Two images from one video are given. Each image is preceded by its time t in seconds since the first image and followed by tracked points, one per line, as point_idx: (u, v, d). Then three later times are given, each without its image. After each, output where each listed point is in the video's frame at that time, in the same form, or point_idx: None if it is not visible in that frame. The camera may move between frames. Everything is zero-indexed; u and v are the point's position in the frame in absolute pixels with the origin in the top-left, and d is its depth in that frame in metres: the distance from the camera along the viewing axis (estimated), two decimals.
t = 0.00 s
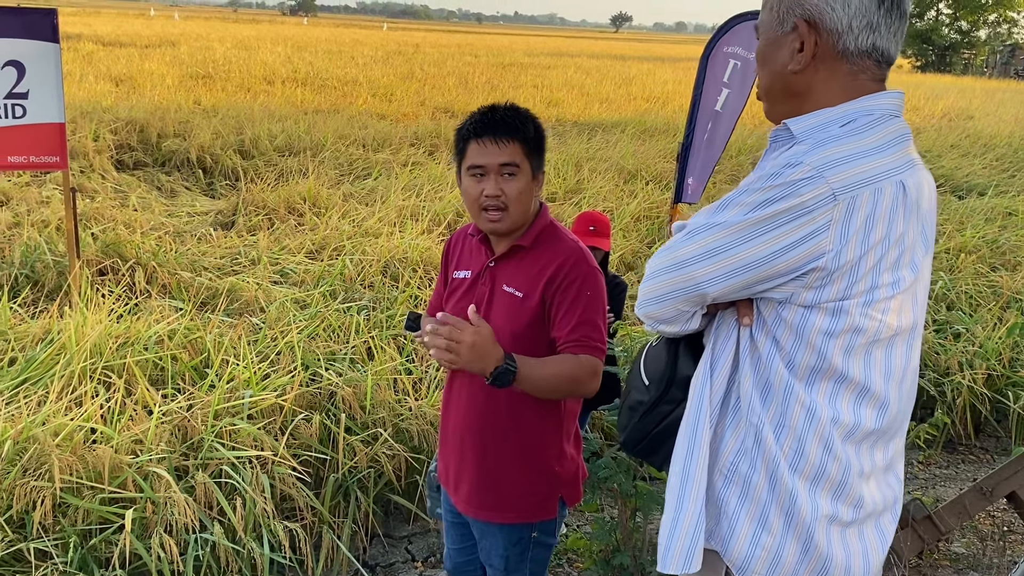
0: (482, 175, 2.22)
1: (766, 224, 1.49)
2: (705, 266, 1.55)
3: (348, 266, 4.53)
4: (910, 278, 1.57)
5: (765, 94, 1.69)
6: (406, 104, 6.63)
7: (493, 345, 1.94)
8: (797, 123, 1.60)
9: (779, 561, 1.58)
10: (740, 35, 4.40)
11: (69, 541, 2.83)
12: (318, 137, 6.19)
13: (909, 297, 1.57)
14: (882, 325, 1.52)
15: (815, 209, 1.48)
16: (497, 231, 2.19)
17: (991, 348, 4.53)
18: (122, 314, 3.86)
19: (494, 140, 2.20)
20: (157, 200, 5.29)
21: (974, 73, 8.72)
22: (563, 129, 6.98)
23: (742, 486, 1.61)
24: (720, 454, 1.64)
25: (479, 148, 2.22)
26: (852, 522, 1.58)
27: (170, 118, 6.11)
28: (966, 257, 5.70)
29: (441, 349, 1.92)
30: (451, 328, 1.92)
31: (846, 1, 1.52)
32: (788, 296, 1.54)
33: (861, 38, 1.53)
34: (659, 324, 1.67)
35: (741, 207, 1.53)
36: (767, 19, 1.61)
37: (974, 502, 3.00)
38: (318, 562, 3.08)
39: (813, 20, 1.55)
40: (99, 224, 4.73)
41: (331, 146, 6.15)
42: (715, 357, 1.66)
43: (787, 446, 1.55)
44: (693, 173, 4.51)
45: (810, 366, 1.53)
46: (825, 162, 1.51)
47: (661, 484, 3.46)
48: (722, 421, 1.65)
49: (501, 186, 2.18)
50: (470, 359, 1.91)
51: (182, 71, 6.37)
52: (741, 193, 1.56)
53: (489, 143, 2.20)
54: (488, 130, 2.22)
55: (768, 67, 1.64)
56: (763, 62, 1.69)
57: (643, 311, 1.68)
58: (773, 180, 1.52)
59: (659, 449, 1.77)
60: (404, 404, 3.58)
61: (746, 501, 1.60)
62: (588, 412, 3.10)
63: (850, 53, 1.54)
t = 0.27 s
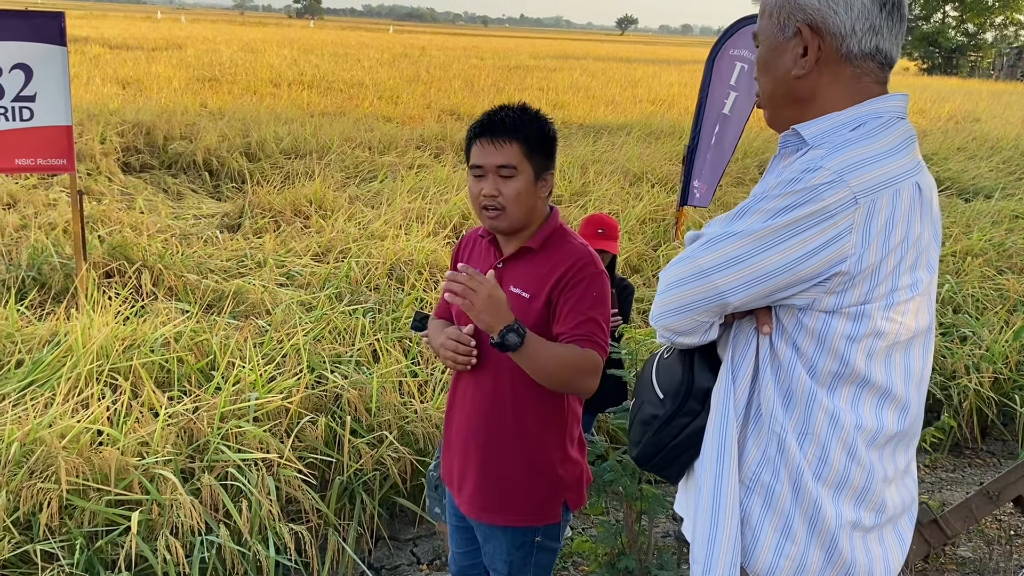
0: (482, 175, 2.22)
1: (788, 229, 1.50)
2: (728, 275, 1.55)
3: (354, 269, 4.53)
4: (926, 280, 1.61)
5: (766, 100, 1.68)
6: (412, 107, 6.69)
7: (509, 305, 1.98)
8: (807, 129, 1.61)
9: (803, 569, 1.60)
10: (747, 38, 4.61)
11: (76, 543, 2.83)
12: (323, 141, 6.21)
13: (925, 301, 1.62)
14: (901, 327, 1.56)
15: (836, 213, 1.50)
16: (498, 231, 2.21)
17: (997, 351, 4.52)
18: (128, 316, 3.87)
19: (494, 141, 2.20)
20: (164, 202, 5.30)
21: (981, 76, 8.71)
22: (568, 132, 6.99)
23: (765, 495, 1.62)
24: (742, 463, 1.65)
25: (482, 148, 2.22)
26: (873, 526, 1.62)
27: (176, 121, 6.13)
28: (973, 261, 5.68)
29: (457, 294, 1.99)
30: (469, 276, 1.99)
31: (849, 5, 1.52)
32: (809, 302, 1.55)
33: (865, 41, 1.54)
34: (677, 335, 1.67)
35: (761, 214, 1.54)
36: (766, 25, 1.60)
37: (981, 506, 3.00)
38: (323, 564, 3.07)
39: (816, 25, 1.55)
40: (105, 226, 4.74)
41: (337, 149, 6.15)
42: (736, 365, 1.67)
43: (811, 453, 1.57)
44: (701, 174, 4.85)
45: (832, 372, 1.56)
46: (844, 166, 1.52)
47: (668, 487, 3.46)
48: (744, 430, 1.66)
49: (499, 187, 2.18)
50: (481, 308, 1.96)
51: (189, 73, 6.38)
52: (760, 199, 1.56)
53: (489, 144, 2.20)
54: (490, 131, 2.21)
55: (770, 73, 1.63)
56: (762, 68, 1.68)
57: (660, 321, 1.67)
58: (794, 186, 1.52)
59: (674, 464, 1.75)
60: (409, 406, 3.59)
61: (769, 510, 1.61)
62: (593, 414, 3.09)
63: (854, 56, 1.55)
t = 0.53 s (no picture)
0: (501, 176, 2.25)
1: (801, 236, 1.50)
2: (740, 282, 1.54)
3: (362, 272, 4.53)
4: (938, 287, 1.61)
5: (781, 102, 1.68)
6: (420, 110, 6.66)
7: (519, 352, 1.89)
8: (820, 133, 1.61)
9: None
10: (756, 42, 4.65)
11: (85, 544, 2.84)
12: (332, 144, 6.24)
13: (938, 307, 1.62)
14: (914, 334, 1.56)
15: (850, 220, 1.49)
16: (516, 232, 2.21)
17: (1007, 355, 4.51)
18: (137, 318, 3.88)
19: (513, 141, 2.25)
20: (173, 205, 5.31)
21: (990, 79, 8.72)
22: (577, 135, 7.00)
23: (776, 502, 1.61)
24: (753, 471, 1.65)
25: (500, 150, 2.26)
26: (885, 535, 1.62)
27: (185, 124, 6.18)
28: (983, 264, 5.66)
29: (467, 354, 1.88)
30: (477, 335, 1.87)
31: (867, 8, 1.52)
32: (821, 309, 1.55)
33: (883, 44, 1.54)
34: (687, 341, 1.67)
35: (773, 221, 1.53)
36: (782, 27, 1.61)
37: (990, 510, 2.99)
38: (331, 567, 3.07)
39: (833, 26, 1.55)
40: (115, 229, 4.76)
41: (346, 151, 6.18)
42: (747, 372, 1.66)
43: (822, 460, 1.56)
44: (710, 178, 4.92)
45: (844, 379, 1.55)
46: (858, 173, 1.52)
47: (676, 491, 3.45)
48: (754, 437, 1.65)
49: (520, 186, 2.21)
50: (494, 363, 1.86)
51: (198, 77, 6.37)
52: (773, 206, 1.56)
53: (508, 144, 2.25)
54: (508, 132, 2.26)
55: (785, 75, 1.63)
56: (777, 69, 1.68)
57: (671, 327, 1.66)
58: (807, 193, 1.52)
59: (684, 469, 1.75)
60: (417, 409, 3.59)
61: (780, 518, 1.61)
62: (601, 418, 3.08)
63: (871, 59, 1.55)
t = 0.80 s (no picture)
0: (521, 180, 2.26)
1: (818, 242, 1.50)
2: (756, 288, 1.55)
3: (376, 275, 4.56)
4: (959, 293, 1.60)
5: (802, 106, 1.69)
6: (432, 114, 6.68)
7: (547, 352, 1.91)
8: (840, 138, 1.61)
9: None
10: (768, 46, 4.69)
11: (100, 546, 2.85)
12: (345, 147, 6.32)
13: (958, 313, 1.61)
14: (934, 341, 1.55)
15: (867, 226, 1.49)
16: (537, 236, 2.22)
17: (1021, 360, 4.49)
18: (153, 322, 3.91)
19: (533, 145, 2.26)
20: (187, 208, 5.34)
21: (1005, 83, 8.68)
22: (589, 139, 7.02)
23: (793, 510, 1.61)
24: (771, 478, 1.65)
25: (520, 154, 2.27)
26: (905, 544, 1.61)
27: (200, 128, 6.12)
28: (997, 269, 5.64)
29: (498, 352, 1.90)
30: (507, 333, 1.89)
31: (892, 13, 1.52)
32: (839, 315, 1.55)
33: (907, 49, 1.53)
34: (704, 348, 1.67)
35: (790, 226, 1.54)
36: (805, 30, 1.61)
37: (1006, 516, 3.00)
38: (345, 569, 3.08)
39: (857, 31, 1.55)
40: (129, 232, 4.79)
41: (359, 155, 6.30)
42: (765, 378, 1.66)
43: (840, 469, 1.56)
44: (722, 182, 4.97)
45: (863, 387, 1.55)
46: (875, 179, 1.52)
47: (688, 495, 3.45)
48: (772, 444, 1.66)
49: (541, 191, 2.22)
50: (523, 361, 1.88)
51: (212, 81, 6.23)
52: (789, 212, 1.57)
53: (528, 148, 2.26)
54: (528, 136, 2.28)
55: (808, 79, 1.63)
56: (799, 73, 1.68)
57: (688, 334, 1.67)
58: (824, 198, 1.53)
59: (701, 476, 1.76)
60: (430, 412, 3.60)
61: (797, 525, 1.61)
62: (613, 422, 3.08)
63: (894, 64, 1.55)
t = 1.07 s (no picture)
0: (535, 185, 2.27)
1: (832, 246, 1.51)
2: (770, 293, 1.55)
3: (387, 279, 4.57)
4: (976, 297, 1.60)
5: (816, 111, 1.68)
6: (444, 117, 6.72)
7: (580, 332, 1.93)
8: (854, 143, 1.61)
9: None
10: (780, 49, 4.71)
11: (114, 548, 2.87)
12: (357, 151, 6.38)
13: (976, 318, 1.61)
14: (951, 346, 1.55)
15: (881, 230, 1.49)
16: (551, 240, 2.22)
17: None
18: (166, 324, 3.94)
19: (546, 149, 2.27)
20: (201, 212, 5.38)
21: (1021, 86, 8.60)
22: (600, 143, 7.04)
23: (810, 517, 1.60)
24: (787, 486, 1.64)
25: (533, 158, 2.28)
26: (924, 551, 1.61)
27: (212, 131, 6.31)
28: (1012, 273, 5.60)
29: (536, 324, 1.89)
30: (548, 306, 1.88)
31: (906, 18, 1.52)
32: (855, 320, 1.55)
33: (922, 54, 1.53)
34: (719, 354, 1.67)
35: (804, 231, 1.54)
36: (819, 35, 1.60)
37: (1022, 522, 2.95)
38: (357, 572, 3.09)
39: (872, 36, 1.55)
40: (143, 235, 4.83)
41: (371, 158, 6.35)
42: (781, 384, 1.66)
43: (857, 475, 1.56)
44: (734, 185, 5.00)
45: (879, 393, 1.55)
46: (889, 183, 1.52)
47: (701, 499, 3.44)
48: (788, 451, 1.65)
49: (555, 195, 2.23)
50: (560, 334, 1.88)
51: (224, 85, 6.39)
52: (803, 217, 1.57)
53: (541, 153, 2.27)
54: (541, 141, 2.29)
55: (822, 84, 1.63)
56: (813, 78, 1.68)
57: (702, 340, 1.67)
58: (837, 203, 1.53)
59: (718, 484, 1.78)
60: (441, 415, 3.61)
61: (814, 532, 1.60)
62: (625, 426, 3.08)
63: (910, 69, 1.55)
